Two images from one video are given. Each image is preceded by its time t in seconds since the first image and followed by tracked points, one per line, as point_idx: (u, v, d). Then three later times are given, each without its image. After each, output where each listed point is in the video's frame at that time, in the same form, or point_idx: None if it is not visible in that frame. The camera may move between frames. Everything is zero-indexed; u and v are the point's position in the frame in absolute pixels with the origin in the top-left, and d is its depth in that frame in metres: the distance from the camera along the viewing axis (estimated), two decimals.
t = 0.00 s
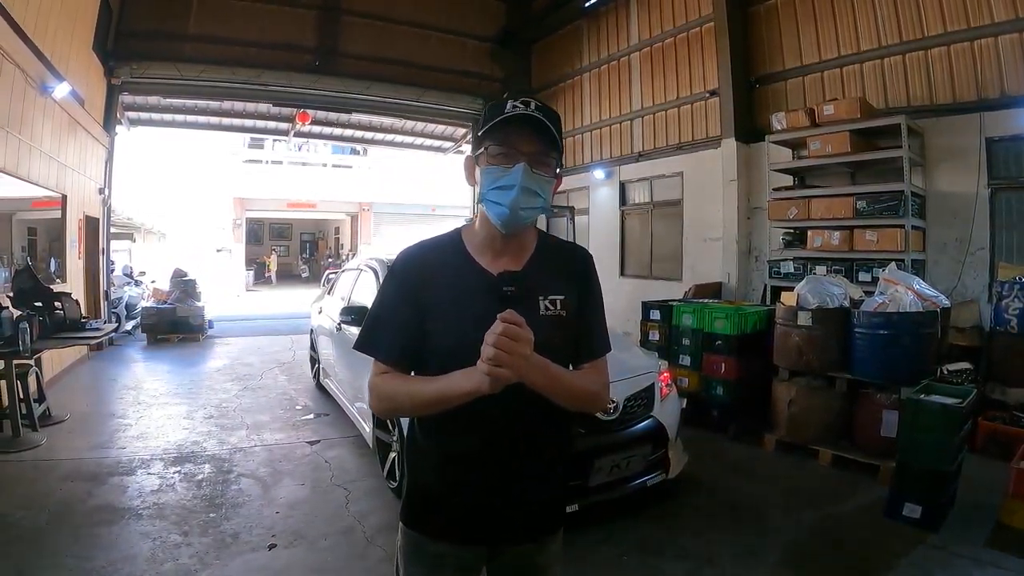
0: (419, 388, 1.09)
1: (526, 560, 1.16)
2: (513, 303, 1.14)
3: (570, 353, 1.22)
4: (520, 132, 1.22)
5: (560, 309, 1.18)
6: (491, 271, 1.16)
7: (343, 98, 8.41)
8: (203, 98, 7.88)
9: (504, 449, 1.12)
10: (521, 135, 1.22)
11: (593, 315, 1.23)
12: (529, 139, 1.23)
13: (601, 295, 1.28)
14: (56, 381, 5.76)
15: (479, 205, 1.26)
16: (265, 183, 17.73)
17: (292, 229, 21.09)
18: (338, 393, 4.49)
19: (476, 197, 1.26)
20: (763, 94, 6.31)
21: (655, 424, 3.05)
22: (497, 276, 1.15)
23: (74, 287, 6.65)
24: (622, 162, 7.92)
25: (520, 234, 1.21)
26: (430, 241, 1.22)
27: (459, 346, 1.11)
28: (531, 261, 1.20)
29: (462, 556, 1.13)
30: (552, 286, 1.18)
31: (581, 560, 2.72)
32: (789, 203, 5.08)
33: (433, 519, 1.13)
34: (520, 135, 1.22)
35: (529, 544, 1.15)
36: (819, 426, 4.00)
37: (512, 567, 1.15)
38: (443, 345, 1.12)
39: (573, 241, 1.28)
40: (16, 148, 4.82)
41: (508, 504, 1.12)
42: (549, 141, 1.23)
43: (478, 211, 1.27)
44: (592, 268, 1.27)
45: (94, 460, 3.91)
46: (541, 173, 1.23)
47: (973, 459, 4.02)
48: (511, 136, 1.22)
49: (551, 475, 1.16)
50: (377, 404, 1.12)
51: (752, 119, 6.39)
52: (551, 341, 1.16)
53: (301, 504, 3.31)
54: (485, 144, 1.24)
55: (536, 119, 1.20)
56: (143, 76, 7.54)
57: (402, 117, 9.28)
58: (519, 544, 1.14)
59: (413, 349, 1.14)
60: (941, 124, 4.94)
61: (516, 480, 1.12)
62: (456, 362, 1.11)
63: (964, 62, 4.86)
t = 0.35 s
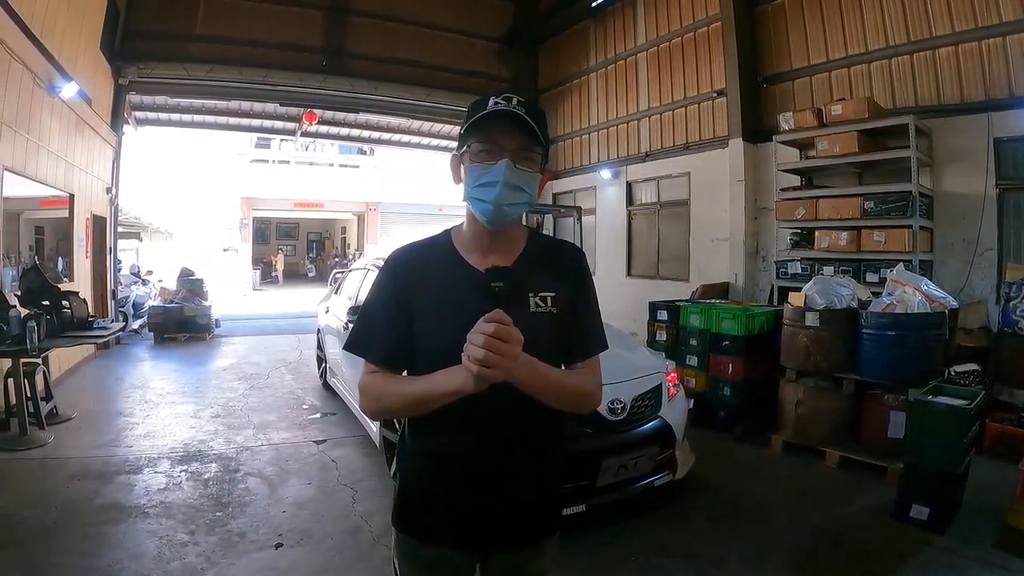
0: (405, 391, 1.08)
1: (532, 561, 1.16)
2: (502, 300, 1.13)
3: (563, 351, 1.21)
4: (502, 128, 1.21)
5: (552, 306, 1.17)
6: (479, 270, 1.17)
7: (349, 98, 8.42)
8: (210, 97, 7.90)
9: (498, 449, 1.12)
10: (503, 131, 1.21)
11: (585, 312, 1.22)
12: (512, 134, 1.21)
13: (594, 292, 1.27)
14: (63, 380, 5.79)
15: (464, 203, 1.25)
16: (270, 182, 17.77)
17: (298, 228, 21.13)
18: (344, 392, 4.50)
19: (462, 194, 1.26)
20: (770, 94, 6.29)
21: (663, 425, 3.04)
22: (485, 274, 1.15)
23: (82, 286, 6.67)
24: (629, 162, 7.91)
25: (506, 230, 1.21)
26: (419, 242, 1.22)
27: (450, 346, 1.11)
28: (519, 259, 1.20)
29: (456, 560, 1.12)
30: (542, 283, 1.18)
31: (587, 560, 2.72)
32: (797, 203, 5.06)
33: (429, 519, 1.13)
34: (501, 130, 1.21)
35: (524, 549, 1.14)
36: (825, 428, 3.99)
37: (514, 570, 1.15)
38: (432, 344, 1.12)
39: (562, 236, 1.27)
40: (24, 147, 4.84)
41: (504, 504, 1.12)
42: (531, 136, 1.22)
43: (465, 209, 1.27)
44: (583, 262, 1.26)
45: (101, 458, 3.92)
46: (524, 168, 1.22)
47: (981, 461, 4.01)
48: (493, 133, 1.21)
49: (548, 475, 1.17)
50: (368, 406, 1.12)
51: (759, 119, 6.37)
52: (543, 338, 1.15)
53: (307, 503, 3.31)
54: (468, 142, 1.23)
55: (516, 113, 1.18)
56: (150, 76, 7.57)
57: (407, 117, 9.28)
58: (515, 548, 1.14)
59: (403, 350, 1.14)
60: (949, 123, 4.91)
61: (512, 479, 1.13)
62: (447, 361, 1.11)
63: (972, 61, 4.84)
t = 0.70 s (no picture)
0: (400, 390, 1.08)
1: (536, 560, 1.16)
2: (499, 299, 1.13)
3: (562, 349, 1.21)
4: (496, 134, 1.20)
5: (549, 304, 1.16)
6: (476, 268, 1.16)
7: (353, 97, 8.42)
8: (215, 95, 7.91)
9: (497, 448, 1.12)
10: (498, 136, 1.20)
11: (582, 310, 1.21)
12: (506, 139, 1.21)
13: (592, 290, 1.26)
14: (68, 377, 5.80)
15: (459, 205, 1.25)
16: (275, 181, 17.80)
17: (302, 227, 21.20)
18: (348, 390, 4.50)
19: (456, 197, 1.26)
20: (776, 94, 6.28)
21: (668, 424, 3.03)
22: (481, 272, 1.15)
23: (87, 283, 6.68)
24: (634, 162, 7.90)
25: (503, 234, 1.22)
26: (416, 242, 1.22)
27: (446, 344, 1.10)
28: (515, 256, 1.19)
29: (453, 562, 1.12)
30: (539, 281, 1.17)
31: (591, 560, 2.72)
32: (802, 203, 5.06)
33: (426, 519, 1.13)
34: (496, 135, 1.20)
35: (521, 551, 1.14)
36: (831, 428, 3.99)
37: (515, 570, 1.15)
38: (428, 342, 1.11)
39: (558, 234, 1.26)
40: (29, 145, 4.85)
41: (502, 504, 1.12)
42: (525, 141, 1.21)
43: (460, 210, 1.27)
44: (581, 260, 1.26)
45: (106, 455, 3.94)
46: (519, 172, 1.22)
47: (986, 463, 3.99)
48: (487, 137, 1.20)
49: (547, 475, 1.17)
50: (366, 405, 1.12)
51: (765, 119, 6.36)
52: (540, 336, 1.14)
53: (312, 501, 3.32)
54: (462, 146, 1.22)
55: (511, 118, 1.17)
56: (156, 74, 7.58)
57: (411, 116, 9.28)
58: (511, 549, 1.13)
59: (401, 348, 1.15)
60: (955, 124, 4.88)
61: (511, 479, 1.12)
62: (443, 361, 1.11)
63: (978, 62, 4.82)
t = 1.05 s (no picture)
0: (385, 395, 1.08)
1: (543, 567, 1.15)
2: (502, 304, 1.13)
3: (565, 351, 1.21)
4: (504, 152, 1.19)
5: (552, 308, 1.16)
6: (479, 274, 1.16)
7: (357, 100, 8.44)
8: (220, 98, 7.94)
9: (496, 453, 1.11)
10: (505, 153, 1.19)
11: (586, 314, 1.21)
12: (516, 157, 1.20)
13: (596, 294, 1.26)
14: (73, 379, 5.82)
15: (466, 220, 1.25)
16: (279, 183, 17.84)
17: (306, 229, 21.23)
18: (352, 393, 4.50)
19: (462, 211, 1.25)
20: (781, 98, 6.28)
21: (673, 429, 3.03)
22: (484, 277, 1.15)
23: (92, 286, 6.70)
24: (640, 166, 7.90)
25: (510, 250, 1.22)
26: (419, 247, 1.21)
27: (448, 348, 1.10)
28: (520, 263, 1.19)
29: (454, 566, 1.12)
30: (542, 286, 1.17)
31: (595, 564, 2.71)
32: (808, 208, 5.06)
33: (423, 523, 1.13)
34: (505, 154, 1.19)
35: (523, 554, 1.14)
36: (835, 433, 3.98)
37: None
38: (429, 346, 1.11)
39: (563, 240, 1.27)
40: (36, 147, 4.87)
41: (500, 507, 1.12)
42: (533, 157, 1.21)
43: (465, 223, 1.27)
44: (585, 265, 1.26)
45: (111, 457, 3.95)
46: (527, 188, 1.22)
47: (992, 468, 3.98)
48: (496, 155, 1.19)
49: (549, 478, 1.17)
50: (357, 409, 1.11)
51: (770, 123, 6.36)
52: (543, 341, 1.14)
53: (316, 504, 3.32)
54: (470, 162, 1.21)
55: (522, 140, 1.16)
56: (161, 77, 7.62)
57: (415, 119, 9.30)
58: (512, 553, 1.13)
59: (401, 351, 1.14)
60: (960, 128, 4.87)
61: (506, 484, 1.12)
62: (445, 364, 1.10)
63: (984, 66, 4.81)
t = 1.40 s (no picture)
0: (375, 411, 1.09)
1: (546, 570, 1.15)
2: (504, 307, 1.13)
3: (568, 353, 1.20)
4: (506, 143, 1.20)
5: (555, 311, 1.16)
6: (483, 275, 1.15)
7: (359, 101, 8.44)
8: (222, 98, 7.94)
9: (496, 453, 1.11)
10: (508, 145, 1.19)
11: (590, 317, 1.20)
12: (518, 148, 1.20)
13: (600, 296, 1.25)
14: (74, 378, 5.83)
15: (468, 215, 1.25)
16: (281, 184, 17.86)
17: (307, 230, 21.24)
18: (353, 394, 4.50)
19: (465, 207, 1.25)
20: (783, 100, 6.28)
21: (675, 432, 3.03)
22: (488, 279, 1.14)
23: (94, 286, 6.70)
24: (642, 168, 7.90)
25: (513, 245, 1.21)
26: (422, 246, 1.21)
27: (449, 349, 1.09)
28: (524, 263, 1.19)
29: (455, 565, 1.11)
30: (546, 287, 1.16)
31: (596, 566, 2.71)
32: (809, 210, 5.06)
33: (424, 523, 1.13)
34: (507, 145, 1.19)
35: (524, 554, 1.13)
36: (836, 435, 3.97)
37: None
38: (431, 347, 1.11)
39: (566, 240, 1.26)
40: (38, 147, 4.87)
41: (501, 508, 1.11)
42: (535, 149, 1.21)
43: (469, 220, 1.27)
44: (589, 267, 1.25)
45: (111, 457, 3.95)
46: (529, 182, 1.22)
47: (994, 471, 3.97)
48: (497, 146, 1.20)
49: (549, 479, 1.16)
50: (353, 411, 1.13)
51: (772, 125, 6.36)
52: (546, 343, 1.13)
53: (317, 505, 3.32)
54: (472, 155, 1.21)
55: (523, 129, 1.16)
56: (164, 77, 7.62)
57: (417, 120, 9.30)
58: (514, 553, 1.12)
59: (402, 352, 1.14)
60: (961, 131, 4.87)
61: (506, 484, 1.11)
62: (446, 365, 1.10)
63: (986, 69, 4.81)
